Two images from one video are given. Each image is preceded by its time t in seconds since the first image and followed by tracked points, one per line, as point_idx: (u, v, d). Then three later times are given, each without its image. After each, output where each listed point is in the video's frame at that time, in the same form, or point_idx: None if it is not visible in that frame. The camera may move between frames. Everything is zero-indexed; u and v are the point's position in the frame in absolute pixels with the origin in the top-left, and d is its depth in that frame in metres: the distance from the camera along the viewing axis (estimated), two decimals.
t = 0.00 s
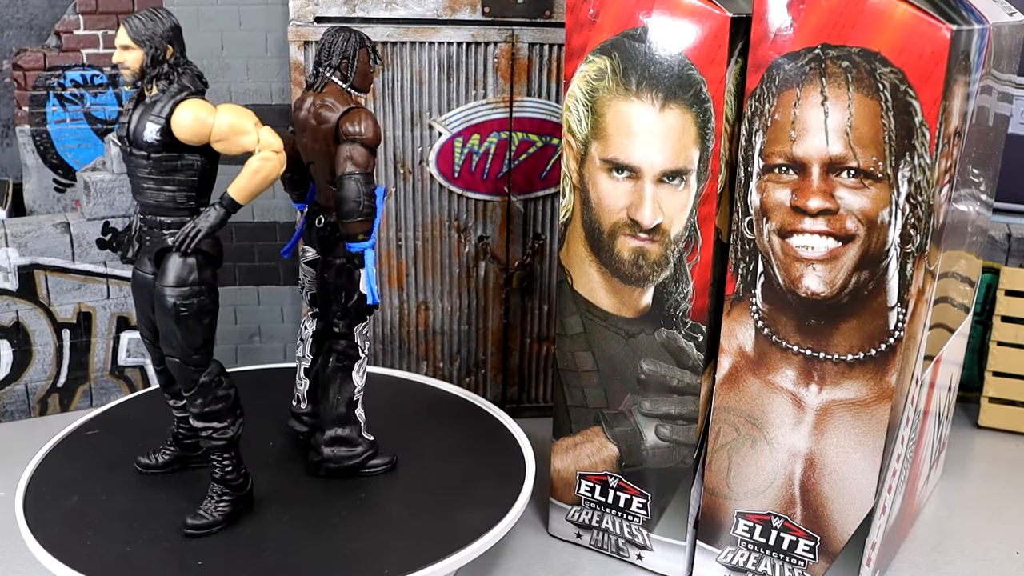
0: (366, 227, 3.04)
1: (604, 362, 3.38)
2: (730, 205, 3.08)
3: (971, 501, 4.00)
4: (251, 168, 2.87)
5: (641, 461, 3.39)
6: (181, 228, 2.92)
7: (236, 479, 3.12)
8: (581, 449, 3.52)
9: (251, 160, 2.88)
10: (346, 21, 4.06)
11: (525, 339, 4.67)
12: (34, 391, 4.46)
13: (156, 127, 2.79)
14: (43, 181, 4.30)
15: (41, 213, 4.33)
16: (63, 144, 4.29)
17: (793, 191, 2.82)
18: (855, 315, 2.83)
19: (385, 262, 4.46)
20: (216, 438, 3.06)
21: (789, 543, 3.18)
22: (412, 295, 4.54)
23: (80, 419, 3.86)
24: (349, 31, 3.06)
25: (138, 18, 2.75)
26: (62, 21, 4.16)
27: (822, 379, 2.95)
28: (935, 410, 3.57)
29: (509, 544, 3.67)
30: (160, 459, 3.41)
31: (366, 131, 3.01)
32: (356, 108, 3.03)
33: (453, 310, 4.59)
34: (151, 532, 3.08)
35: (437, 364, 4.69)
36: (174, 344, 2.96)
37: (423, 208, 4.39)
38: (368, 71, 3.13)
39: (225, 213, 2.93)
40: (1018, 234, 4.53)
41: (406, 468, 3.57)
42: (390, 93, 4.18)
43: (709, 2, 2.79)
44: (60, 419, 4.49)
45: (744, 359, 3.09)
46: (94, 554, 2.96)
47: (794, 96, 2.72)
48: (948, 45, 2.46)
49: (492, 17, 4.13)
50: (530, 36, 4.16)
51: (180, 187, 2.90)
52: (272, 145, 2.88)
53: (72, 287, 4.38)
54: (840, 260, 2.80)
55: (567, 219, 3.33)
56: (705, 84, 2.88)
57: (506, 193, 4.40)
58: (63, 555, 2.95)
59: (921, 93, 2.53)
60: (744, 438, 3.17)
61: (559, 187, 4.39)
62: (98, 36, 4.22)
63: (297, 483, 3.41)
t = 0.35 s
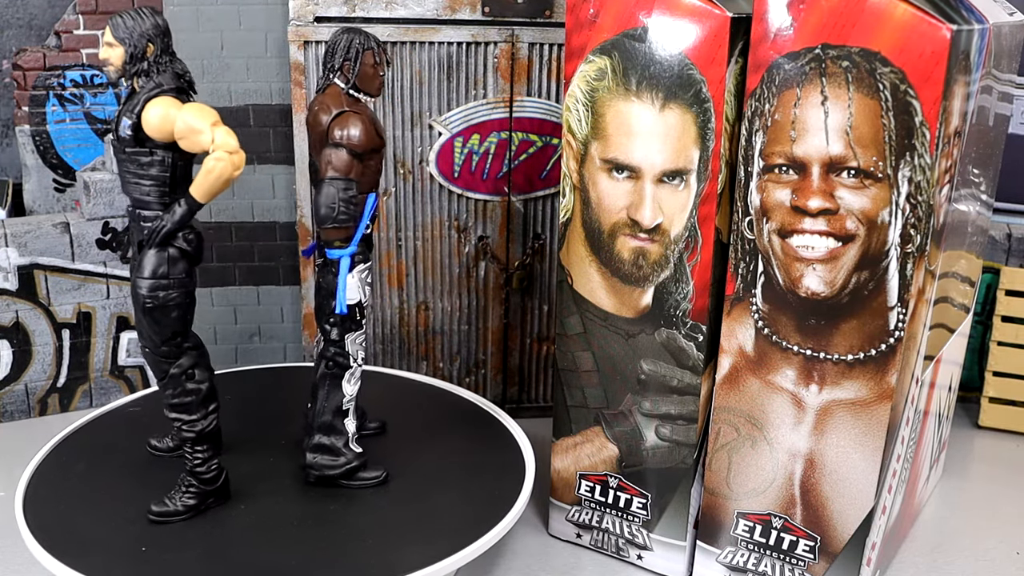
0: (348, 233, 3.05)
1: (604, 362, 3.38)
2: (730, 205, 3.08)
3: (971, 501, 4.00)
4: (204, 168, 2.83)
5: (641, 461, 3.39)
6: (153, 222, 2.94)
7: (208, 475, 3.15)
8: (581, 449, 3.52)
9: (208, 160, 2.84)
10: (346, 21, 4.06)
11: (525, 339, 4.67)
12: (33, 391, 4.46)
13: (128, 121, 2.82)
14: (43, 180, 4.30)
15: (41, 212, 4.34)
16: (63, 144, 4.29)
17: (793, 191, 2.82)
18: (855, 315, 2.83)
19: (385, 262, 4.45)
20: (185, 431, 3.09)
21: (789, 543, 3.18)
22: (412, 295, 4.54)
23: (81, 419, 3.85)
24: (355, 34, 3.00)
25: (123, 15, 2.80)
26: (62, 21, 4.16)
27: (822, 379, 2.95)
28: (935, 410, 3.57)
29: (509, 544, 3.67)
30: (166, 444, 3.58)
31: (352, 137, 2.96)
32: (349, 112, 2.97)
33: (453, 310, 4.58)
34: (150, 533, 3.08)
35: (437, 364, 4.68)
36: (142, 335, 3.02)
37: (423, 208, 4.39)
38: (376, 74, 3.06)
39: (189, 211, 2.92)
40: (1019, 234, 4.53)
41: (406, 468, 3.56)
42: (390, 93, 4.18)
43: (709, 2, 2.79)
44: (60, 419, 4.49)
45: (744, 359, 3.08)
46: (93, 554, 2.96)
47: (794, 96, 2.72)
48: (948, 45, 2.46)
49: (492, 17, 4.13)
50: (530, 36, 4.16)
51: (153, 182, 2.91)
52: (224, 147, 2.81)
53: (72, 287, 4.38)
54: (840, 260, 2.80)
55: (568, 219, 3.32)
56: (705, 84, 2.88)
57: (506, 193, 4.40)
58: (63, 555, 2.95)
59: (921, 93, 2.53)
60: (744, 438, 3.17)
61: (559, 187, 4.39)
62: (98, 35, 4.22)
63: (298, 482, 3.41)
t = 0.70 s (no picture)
0: (315, 241, 3.02)
1: (604, 362, 3.38)
2: (730, 205, 3.08)
3: (971, 501, 4.00)
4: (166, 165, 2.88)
5: (641, 461, 3.39)
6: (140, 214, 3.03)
7: (186, 463, 3.22)
8: (581, 449, 3.52)
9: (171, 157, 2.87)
10: (346, 21, 4.06)
11: (525, 339, 4.67)
12: (33, 391, 4.46)
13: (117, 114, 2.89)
14: (43, 181, 4.32)
15: (41, 212, 4.37)
16: (63, 144, 4.30)
17: (793, 191, 2.82)
18: (855, 315, 2.83)
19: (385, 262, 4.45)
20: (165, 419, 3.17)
21: (789, 543, 3.18)
22: (412, 295, 4.54)
23: (81, 419, 3.86)
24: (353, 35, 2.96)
25: (120, 14, 2.87)
26: (62, 21, 4.16)
27: (822, 379, 2.95)
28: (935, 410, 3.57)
29: (509, 544, 3.67)
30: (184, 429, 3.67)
31: (332, 142, 2.92)
32: (331, 116, 2.93)
33: (453, 310, 4.58)
34: (150, 533, 3.08)
35: (437, 364, 4.68)
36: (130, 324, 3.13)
37: (423, 208, 4.39)
38: (375, 78, 2.99)
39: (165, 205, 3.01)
40: (1019, 234, 4.53)
41: (406, 468, 3.56)
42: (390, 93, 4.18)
43: (709, 2, 2.79)
44: (60, 419, 4.49)
45: (744, 360, 3.08)
46: (93, 554, 2.96)
47: (794, 96, 2.72)
48: (948, 45, 2.46)
49: (492, 17, 4.13)
50: (530, 36, 4.16)
51: (143, 176, 2.99)
52: (181, 148, 2.82)
53: (72, 287, 4.38)
54: (840, 261, 2.80)
55: (568, 220, 3.33)
56: (705, 84, 2.88)
57: (506, 193, 4.39)
58: (64, 555, 2.95)
59: (921, 93, 2.53)
60: (744, 438, 3.17)
61: (559, 187, 4.39)
62: (98, 35, 4.22)
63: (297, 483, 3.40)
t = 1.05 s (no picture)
0: (281, 244, 2.91)
1: (604, 362, 3.38)
2: (730, 205, 3.08)
3: (971, 501, 4.00)
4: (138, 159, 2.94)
5: (641, 461, 3.39)
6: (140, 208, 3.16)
7: (175, 451, 3.32)
8: (581, 449, 3.52)
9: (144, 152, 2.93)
10: (346, 21, 4.06)
11: (525, 339, 4.67)
12: (33, 391, 4.46)
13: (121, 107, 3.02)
14: (42, 181, 4.32)
15: (41, 212, 4.37)
16: (63, 144, 4.30)
17: (793, 191, 2.82)
18: (855, 315, 2.83)
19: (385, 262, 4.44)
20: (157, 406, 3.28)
21: (789, 543, 3.18)
22: (412, 295, 4.54)
23: (81, 419, 3.86)
24: (343, 37, 2.96)
25: (133, 7, 3.02)
26: (62, 21, 4.16)
27: (822, 379, 2.95)
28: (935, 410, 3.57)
29: (509, 544, 3.67)
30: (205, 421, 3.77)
31: (304, 145, 2.89)
32: (308, 119, 2.92)
33: (453, 310, 4.58)
34: (150, 533, 3.07)
35: (437, 364, 4.68)
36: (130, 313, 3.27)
37: (423, 208, 4.39)
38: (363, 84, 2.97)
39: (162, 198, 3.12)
40: (1019, 234, 4.53)
41: (406, 468, 3.56)
42: (390, 93, 4.18)
43: (709, 2, 2.79)
44: (60, 419, 4.48)
45: (744, 360, 3.08)
46: (94, 554, 2.96)
47: (794, 96, 2.72)
48: (948, 45, 2.46)
49: (492, 17, 4.13)
50: (530, 36, 4.16)
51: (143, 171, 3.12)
52: (150, 144, 2.88)
53: (72, 287, 4.38)
54: (840, 261, 2.80)
55: (568, 219, 3.32)
56: (705, 84, 2.88)
57: (506, 193, 4.39)
58: (64, 556, 2.95)
59: (921, 93, 2.53)
60: (744, 438, 3.17)
61: (559, 187, 4.39)
62: (98, 36, 4.22)
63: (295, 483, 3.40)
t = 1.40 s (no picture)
0: (242, 246, 2.88)
1: (604, 362, 3.38)
2: (730, 205, 3.08)
3: (971, 501, 4.00)
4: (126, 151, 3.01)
5: (641, 461, 3.39)
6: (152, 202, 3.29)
7: (173, 437, 3.41)
8: (581, 449, 3.52)
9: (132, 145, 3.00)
10: (346, 21, 4.06)
11: (525, 339, 4.67)
12: (33, 391, 4.46)
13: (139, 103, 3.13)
14: (42, 180, 4.32)
15: (41, 212, 4.37)
16: (63, 144, 4.30)
17: (793, 191, 2.82)
18: (855, 315, 2.83)
19: (385, 262, 4.44)
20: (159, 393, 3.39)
21: (789, 543, 3.18)
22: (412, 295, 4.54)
23: (82, 418, 3.86)
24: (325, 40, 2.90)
25: (156, 6, 3.12)
26: (62, 21, 4.17)
27: (822, 379, 2.95)
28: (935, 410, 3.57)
29: (509, 544, 3.67)
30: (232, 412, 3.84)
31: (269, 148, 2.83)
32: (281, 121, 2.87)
33: (453, 310, 4.58)
34: (150, 533, 3.07)
35: (437, 364, 4.68)
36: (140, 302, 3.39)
37: (423, 208, 4.39)
38: (341, 86, 2.90)
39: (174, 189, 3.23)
40: (1019, 234, 4.53)
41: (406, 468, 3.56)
42: (390, 93, 4.18)
43: (709, 2, 2.79)
44: (60, 419, 4.48)
45: (744, 359, 3.08)
46: (94, 554, 2.96)
47: (794, 96, 2.72)
48: (948, 45, 2.46)
49: (492, 17, 4.13)
50: (530, 36, 4.16)
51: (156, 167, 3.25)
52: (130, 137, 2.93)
53: (72, 287, 4.38)
54: (840, 260, 2.80)
55: (568, 219, 3.32)
56: (705, 84, 2.88)
57: (506, 193, 4.39)
58: (65, 555, 2.94)
59: (921, 94, 2.53)
60: (744, 438, 3.17)
61: (559, 187, 4.39)
62: (98, 36, 4.22)
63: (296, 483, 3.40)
